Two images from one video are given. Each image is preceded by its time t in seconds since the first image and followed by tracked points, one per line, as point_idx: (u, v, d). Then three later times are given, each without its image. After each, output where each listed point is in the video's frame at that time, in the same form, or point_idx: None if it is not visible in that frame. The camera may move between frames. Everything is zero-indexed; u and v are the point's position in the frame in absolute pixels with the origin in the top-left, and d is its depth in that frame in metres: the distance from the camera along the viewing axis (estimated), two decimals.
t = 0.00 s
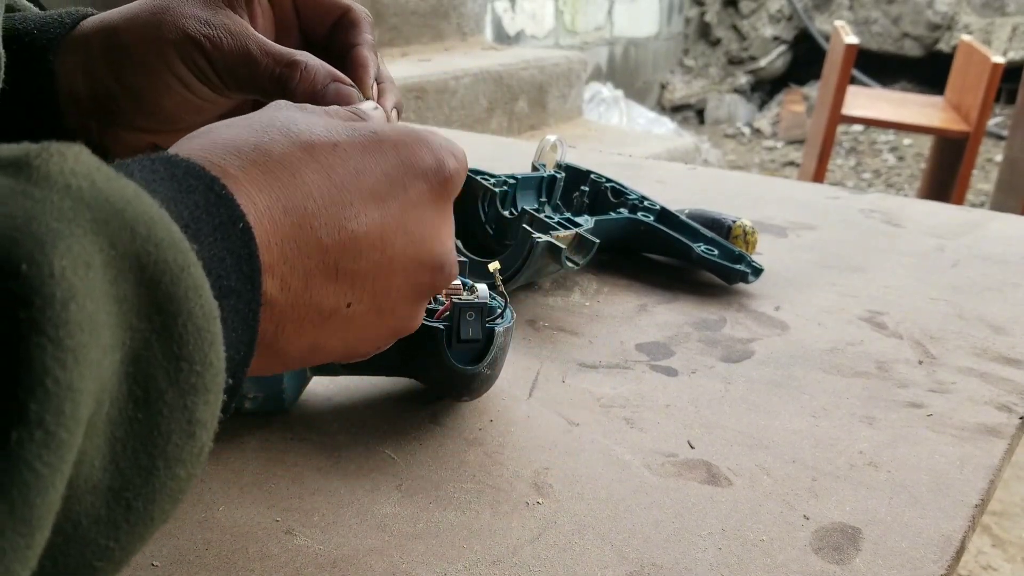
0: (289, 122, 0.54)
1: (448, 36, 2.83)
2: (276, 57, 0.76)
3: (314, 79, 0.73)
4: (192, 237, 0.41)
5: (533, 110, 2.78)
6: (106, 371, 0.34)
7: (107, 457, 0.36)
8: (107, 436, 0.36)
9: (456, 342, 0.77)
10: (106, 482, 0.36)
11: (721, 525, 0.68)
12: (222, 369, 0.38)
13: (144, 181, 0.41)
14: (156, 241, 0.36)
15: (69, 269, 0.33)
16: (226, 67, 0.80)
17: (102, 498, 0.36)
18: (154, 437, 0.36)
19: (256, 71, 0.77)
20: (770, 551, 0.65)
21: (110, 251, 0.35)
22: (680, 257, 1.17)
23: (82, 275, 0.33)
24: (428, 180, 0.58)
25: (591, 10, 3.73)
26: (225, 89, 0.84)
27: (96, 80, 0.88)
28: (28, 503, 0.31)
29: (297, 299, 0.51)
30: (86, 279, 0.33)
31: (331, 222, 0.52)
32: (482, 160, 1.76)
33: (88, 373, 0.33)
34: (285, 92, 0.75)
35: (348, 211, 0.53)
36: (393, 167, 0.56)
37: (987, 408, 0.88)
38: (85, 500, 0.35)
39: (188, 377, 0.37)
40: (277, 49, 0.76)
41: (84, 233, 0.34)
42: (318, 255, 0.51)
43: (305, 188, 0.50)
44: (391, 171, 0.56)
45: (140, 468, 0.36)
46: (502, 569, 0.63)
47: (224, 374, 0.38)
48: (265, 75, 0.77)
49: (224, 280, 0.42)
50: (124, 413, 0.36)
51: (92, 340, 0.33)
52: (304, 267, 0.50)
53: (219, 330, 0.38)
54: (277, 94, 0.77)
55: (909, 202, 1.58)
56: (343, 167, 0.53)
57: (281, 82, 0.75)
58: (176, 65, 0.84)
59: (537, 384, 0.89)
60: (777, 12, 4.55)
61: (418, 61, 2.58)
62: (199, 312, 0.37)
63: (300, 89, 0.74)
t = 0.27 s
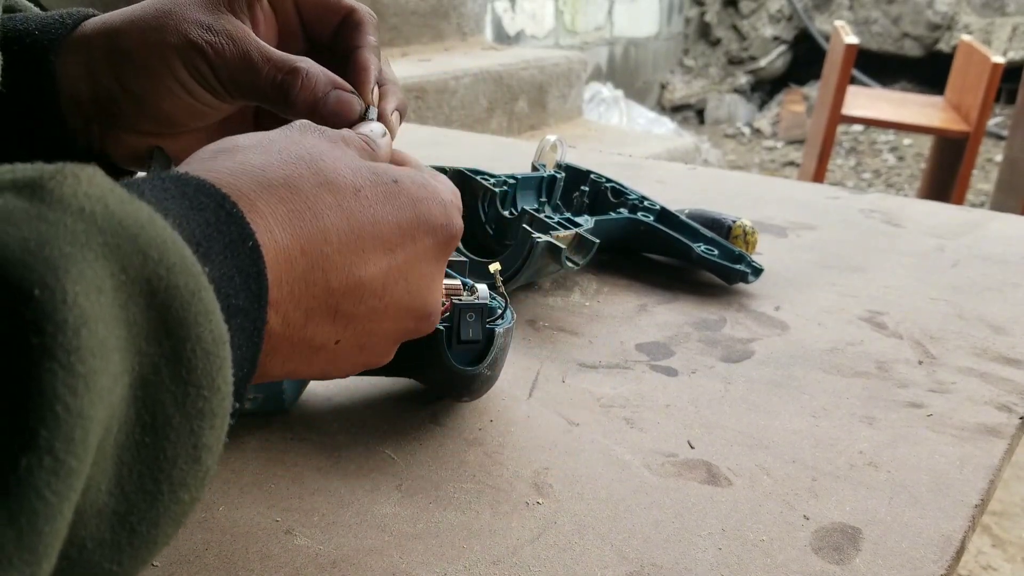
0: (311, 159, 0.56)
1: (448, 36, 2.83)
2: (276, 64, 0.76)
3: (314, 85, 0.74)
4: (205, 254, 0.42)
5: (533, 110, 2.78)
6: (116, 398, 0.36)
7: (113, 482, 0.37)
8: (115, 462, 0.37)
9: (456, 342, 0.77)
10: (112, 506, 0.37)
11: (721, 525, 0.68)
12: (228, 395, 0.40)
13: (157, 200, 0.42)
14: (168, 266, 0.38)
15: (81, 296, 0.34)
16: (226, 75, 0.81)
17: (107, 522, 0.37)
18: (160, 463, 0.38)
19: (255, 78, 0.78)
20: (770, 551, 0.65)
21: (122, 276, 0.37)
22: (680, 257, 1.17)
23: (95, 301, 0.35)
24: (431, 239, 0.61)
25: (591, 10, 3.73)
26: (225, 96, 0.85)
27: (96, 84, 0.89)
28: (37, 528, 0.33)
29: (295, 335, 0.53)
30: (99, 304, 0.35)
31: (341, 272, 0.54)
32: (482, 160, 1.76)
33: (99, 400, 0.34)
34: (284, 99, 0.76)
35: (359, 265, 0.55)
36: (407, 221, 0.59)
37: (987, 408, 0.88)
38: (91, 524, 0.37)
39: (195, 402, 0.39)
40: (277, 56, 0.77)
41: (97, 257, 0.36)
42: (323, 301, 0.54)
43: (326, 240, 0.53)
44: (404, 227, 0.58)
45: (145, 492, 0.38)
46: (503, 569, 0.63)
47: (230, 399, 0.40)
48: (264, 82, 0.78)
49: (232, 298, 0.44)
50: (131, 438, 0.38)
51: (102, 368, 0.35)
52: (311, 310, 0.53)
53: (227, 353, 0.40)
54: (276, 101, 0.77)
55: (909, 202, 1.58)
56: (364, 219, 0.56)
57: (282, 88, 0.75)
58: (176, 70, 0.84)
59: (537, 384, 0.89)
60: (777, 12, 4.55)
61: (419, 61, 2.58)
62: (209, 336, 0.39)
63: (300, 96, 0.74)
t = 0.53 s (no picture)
0: (351, 185, 0.59)
1: (448, 36, 2.83)
2: (282, 74, 0.79)
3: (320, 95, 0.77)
4: (252, 266, 0.44)
5: (533, 110, 2.78)
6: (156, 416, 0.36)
7: (151, 502, 0.38)
8: (154, 481, 0.38)
9: (456, 340, 0.77)
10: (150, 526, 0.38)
11: (721, 525, 0.68)
12: (268, 413, 0.40)
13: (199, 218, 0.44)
14: (210, 281, 0.38)
15: (121, 311, 0.35)
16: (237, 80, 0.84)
17: (144, 541, 0.38)
18: (198, 482, 0.38)
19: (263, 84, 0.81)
20: (770, 551, 0.65)
21: (162, 292, 0.37)
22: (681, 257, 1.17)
23: (136, 316, 0.35)
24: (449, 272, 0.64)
25: (591, 10, 3.73)
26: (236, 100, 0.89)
27: (123, 89, 0.94)
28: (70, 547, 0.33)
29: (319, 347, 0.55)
30: (139, 319, 0.35)
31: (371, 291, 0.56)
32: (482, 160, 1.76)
33: (136, 417, 0.34)
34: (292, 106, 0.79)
35: (387, 282, 0.58)
36: (431, 252, 0.62)
37: (987, 408, 0.88)
38: (128, 544, 0.37)
39: (235, 420, 0.39)
40: (283, 66, 0.79)
41: (137, 273, 0.36)
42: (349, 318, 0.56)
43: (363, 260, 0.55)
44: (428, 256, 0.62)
45: (183, 512, 0.38)
46: (504, 569, 0.63)
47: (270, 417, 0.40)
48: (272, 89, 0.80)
49: (279, 310, 0.46)
50: (171, 456, 0.38)
51: (139, 385, 0.35)
52: (344, 329, 0.55)
53: (269, 370, 0.40)
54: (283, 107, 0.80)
55: (909, 202, 1.58)
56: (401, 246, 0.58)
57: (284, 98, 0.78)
58: (191, 76, 0.88)
59: (537, 383, 0.89)
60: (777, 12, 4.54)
61: (418, 61, 2.58)
62: (250, 353, 0.39)
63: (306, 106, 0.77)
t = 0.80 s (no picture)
0: (364, 222, 0.58)
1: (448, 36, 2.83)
2: (302, 65, 0.77)
3: (335, 88, 0.74)
4: (231, 277, 0.42)
5: (533, 110, 2.78)
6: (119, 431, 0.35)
7: (109, 522, 0.36)
8: (115, 498, 0.36)
9: (457, 341, 0.77)
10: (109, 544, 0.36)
11: (721, 525, 0.68)
12: (239, 431, 0.39)
13: (178, 226, 0.41)
14: (184, 293, 0.36)
15: (87, 321, 0.33)
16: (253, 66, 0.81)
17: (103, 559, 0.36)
18: (160, 498, 0.37)
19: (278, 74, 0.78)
20: (770, 550, 0.65)
21: (132, 303, 0.35)
22: (680, 257, 1.17)
23: (104, 328, 0.34)
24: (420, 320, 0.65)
25: (591, 10, 3.73)
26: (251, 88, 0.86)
27: (135, 70, 0.93)
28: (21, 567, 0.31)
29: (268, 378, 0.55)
30: (105, 330, 0.34)
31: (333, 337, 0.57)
32: (483, 160, 1.76)
33: (99, 429, 0.33)
34: (307, 97, 0.76)
35: (353, 330, 0.58)
36: (410, 303, 0.62)
37: (987, 408, 0.88)
38: (83, 563, 0.36)
39: (203, 437, 0.37)
40: (305, 57, 0.77)
41: (105, 283, 0.35)
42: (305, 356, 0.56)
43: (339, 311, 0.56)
44: (403, 308, 0.62)
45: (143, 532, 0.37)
46: (504, 569, 0.63)
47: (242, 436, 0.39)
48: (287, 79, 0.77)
49: (265, 321, 0.44)
50: (135, 473, 0.36)
51: (99, 401, 0.33)
52: (311, 352, 0.56)
53: (243, 385, 0.38)
54: (297, 98, 0.77)
55: (909, 202, 1.58)
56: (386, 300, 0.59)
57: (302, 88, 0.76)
58: (207, 61, 0.86)
59: (537, 383, 0.89)
60: (777, 12, 4.54)
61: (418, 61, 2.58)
62: (223, 367, 0.37)
63: (320, 97, 0.75)
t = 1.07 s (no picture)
0: (286, 273, 0.52)
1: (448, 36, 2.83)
2: (303, 48, 0.67)
3: (333, 83, 0.66)
4: (95, 332, 0.41)
5: (533, 110, 2.78)
6: None
7: None
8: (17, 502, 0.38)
9: (456, 341, 0.77)
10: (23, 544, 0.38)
11: (721, 525, 0.68)
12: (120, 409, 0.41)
13: (48, 273, 0.41)
14: (10, 357, 0.35)
15: None
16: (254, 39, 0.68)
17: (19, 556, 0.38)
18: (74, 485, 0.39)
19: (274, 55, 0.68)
20: (770, 551, 0.65)
21: None
22: (680, 257, 1.16)
23: None
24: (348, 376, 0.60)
25: (591, 10, 3.73)
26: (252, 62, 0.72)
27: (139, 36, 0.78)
28: None
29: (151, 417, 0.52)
30: None
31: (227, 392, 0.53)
32: (483, 159, 1.76)
33: None
34: (301, 88, 0.67)
35: (252, 386, 0.54)
36: (331, 361, 0.57)
37: (987, 408, 0.88)
38: None
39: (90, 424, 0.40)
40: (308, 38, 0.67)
41: None
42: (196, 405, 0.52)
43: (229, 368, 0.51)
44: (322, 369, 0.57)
45: None
46: (503, 569, 0.63)
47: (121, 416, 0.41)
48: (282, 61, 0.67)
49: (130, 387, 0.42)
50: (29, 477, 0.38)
51: None
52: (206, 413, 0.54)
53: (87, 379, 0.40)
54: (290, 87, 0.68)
55: (909, 202, 1.58)
56: (296, 362, 0.55)
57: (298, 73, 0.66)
58: (209, 29, 0.72)
59: (537, 383, 0.89)
60: (777, 12, 4.54)
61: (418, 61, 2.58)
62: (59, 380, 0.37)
63: (313, 92, 0.67)
